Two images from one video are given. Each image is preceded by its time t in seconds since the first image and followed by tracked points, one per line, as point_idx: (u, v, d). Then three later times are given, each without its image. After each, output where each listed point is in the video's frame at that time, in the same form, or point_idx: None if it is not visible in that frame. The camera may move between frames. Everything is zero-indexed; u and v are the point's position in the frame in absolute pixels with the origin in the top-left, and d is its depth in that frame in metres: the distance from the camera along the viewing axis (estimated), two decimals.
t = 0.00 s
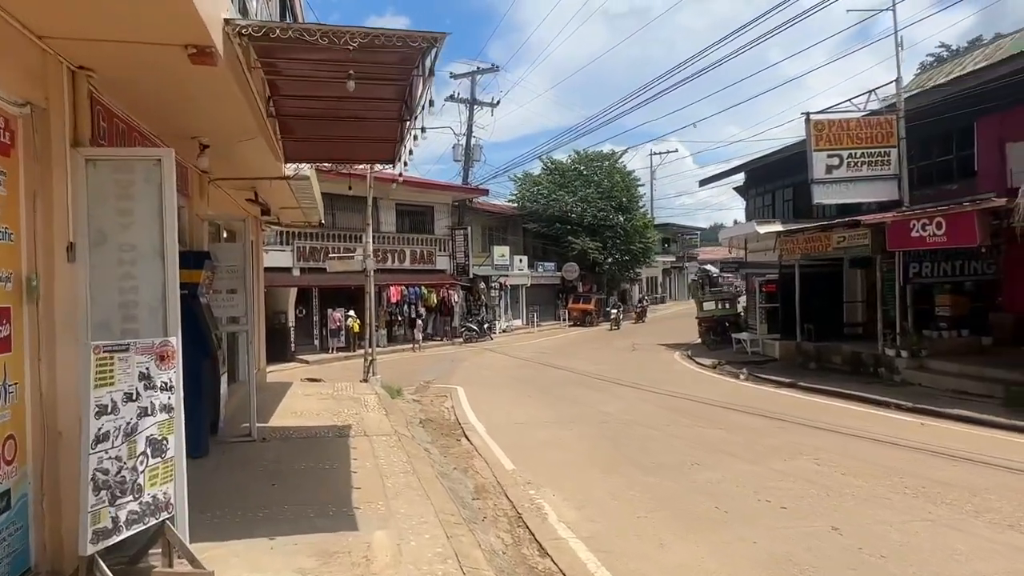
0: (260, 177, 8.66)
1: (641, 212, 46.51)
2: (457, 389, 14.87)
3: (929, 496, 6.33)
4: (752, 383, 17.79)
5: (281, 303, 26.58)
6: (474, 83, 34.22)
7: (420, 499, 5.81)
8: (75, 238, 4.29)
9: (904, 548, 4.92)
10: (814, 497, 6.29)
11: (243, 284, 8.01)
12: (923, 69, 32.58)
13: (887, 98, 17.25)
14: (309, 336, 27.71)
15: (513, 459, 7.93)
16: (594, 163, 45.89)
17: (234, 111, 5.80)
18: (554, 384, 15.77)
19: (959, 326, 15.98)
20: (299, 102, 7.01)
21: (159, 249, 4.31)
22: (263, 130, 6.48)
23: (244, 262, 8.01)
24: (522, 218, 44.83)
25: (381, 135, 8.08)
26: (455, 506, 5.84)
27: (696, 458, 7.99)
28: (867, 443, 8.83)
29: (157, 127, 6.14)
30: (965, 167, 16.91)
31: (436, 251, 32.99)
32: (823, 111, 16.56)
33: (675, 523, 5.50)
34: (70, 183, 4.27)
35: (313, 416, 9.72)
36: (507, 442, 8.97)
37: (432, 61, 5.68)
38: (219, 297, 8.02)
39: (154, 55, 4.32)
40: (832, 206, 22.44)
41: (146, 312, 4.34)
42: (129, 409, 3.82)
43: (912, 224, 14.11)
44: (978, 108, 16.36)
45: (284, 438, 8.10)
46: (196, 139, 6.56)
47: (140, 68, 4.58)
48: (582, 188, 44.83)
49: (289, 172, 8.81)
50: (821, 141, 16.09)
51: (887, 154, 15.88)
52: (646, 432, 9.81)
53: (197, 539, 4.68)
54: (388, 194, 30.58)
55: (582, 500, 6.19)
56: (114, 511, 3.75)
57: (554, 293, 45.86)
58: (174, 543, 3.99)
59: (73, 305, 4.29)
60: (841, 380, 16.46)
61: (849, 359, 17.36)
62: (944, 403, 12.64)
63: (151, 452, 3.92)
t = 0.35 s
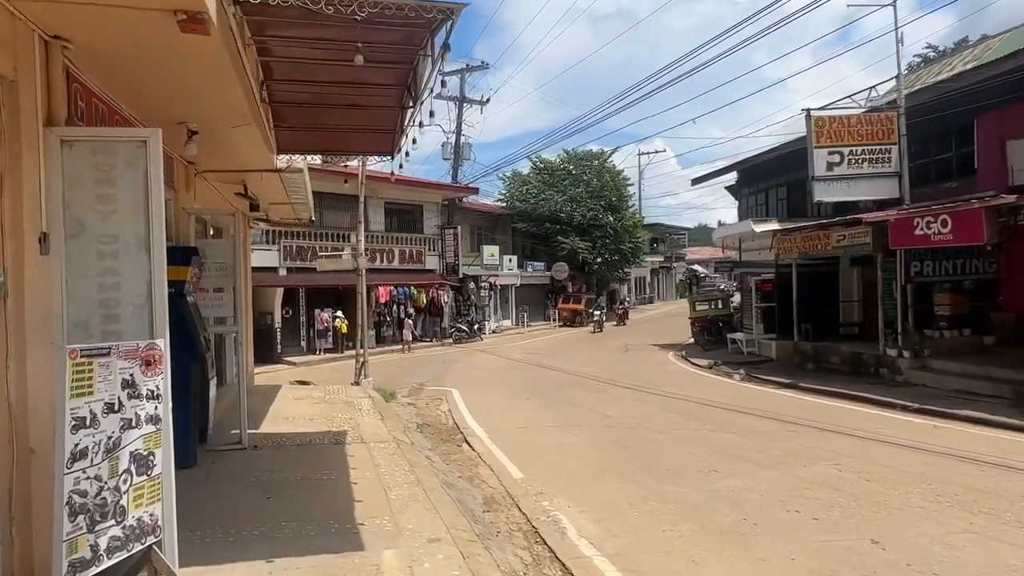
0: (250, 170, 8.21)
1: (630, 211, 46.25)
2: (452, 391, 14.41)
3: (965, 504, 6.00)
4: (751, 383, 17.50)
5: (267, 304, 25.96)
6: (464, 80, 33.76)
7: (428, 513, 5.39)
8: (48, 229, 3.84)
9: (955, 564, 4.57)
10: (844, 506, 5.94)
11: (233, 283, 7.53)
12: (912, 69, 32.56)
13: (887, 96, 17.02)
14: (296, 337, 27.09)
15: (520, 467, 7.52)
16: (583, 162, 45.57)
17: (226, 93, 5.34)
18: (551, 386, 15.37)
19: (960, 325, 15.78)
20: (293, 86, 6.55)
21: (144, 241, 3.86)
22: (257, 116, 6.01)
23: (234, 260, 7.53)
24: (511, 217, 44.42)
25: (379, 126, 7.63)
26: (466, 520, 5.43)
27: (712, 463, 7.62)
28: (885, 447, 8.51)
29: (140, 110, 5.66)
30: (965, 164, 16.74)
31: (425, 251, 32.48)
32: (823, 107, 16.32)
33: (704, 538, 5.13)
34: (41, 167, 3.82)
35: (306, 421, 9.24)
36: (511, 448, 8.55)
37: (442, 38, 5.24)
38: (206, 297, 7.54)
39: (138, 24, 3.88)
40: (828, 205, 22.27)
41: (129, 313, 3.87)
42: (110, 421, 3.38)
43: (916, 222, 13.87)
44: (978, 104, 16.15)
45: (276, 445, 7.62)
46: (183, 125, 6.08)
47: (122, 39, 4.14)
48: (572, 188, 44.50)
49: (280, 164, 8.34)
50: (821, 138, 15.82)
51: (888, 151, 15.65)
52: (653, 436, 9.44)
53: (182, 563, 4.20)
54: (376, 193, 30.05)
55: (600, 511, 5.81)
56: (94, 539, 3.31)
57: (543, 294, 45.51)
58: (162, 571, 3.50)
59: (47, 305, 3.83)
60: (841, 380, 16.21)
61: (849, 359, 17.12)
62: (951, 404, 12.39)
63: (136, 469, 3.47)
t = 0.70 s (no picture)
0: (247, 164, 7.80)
1: (624, 211, 45.97)
2: (452, 394, 14.02)
3: (1011, 516, 5.67)
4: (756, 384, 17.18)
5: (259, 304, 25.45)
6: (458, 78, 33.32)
7: (445, 531, 4.99)
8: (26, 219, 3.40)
9: None
10: (885, 519, 5.60)
11: (228, 282, 7.10)
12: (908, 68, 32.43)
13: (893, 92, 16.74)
14: (288, 339, 26.56)
15: (534, 476, 7.14)
16: (577, 162, 45.22)
17: (223, 76, 4.92)
18: (553, 387, 14.99)
19: (967, 325, 15.48)
20: (294, 72, 6.14)
21: (136, 235, 3.45)
22: (256, 103, 5.59)
23: (229, 257, 7.09)
24: (505, 217, 44.02)
25: (383, 117, 7.22)
26: (485, 538, 5.03)
27: (734, 471, 7.26)
28: (910, 452, 8.19)
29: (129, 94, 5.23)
30: (971, 162, 16.51)
31: (419, 250, 32.03)
32: (829, 104, 16.03)
33: (743, 557, 4.77)
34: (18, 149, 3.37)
35: (304, 428, 8.80)
36: (521, 456, 8.17)
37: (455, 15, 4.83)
38: (200, 297, 7.09)
39: None
40: (829, 204, 22.03)
41: (118, 314, 3.46)
42: (96, 439, 2.96)
43: (927, 220, 13.60)
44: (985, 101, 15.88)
45: (275, 454, 7.19)
46: (176, 111, 5.65)
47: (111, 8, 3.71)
48: (566, 187, 44.16)
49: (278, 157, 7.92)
50: (828, 134, 15.52)
51: (895, 148, 15.35)
52: (666, 441, 9.08)
53: None
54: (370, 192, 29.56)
55: (627, 526, 5.43)
56: None
57: (538, 294, 45.17)
58: None
59: (24, 305, 3.39)
60: (848, 381, 15.93)
61: (855, 360, 16.85)
62: (965, 406, 12.11)
63: (126, 492, 3.04)
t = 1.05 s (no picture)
0: (245, 152, 7.36)
1: (624, 209, 45.56)
2: (457, 395, 13.55)
3: None
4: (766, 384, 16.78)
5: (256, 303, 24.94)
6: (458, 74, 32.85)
7: (465, 549, 4.53)
8: None
9: None
10: (940, 532, 5.16)
11: (226, 277, 6.62)
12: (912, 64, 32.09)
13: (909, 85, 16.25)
14: (285, 338, 26.07)
15: (554, 485, 6.68)
16: (577, 159, 44.86)
17: (220, 47, 4.43)
18: (560, 388, 14.54)
19: (984, 324, 15.08)
20: (296, 49, 5.66)
21: (123, 218, 3.02)
22: (256, 80, 5.10)
23: (227, 250, 6.61)
24: (504, 215, 43.60)
25: (391, 100, 6.74)
26: (510, 557, 4.57)
27: (765, 478, 6.83)
28: (947, 457, 7.76)
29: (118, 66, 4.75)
30: (987, 157, 16.08)
31: (418, 248, 31.53)
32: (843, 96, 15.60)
33: None
34: None
35: (306, 432, 8.32)
36: (537, 461, 7.71)
37: None
38: (196, 293, 6.61)
39: None
40: (838, 200, 21.62)
41: (101, 310, 3.00)
42: (73, 457, 2.50)
43: (946, 214, 13.20)
44: (1005, 94, 15.39)
45: (276, 462, 6.72)
46: (170, 87, 5.17)
47: None
48: (566, 185, 43.69)
49: (279, 144, 7.45)
50: (842, 127, 15.11)
51: (910, 142, 14.92)
52: (687, 445, 8.63)
53: None
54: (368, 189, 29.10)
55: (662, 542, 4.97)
56: None
57: (537, 293, 44.71)
58: None
59: None
60: (861, 381, 15.53)
61: (868, 359, 16.45)
62: (988, 407, 11.70)
63: (110, 518, 2.59)
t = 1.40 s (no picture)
0: (249, 139, 6.93)
1: (628, 206, 45.12)
2: (466, 396, 13.11)
3: None
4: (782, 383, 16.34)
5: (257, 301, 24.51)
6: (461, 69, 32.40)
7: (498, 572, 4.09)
8: None
9: None
10: (1012, 550, 4.73)
11: (229, 271, 6.16)
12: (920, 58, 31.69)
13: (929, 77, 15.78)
14: (286, 336, 25.64)
15: (580, 494, 6.24)
16: (580, 155, 44.44)
17: (225, 15, 3.97)
18: (572, 389, 14.10)
19: (1007, 322, 14.66)
20: (306, 24, 5.18)
21: (114, 196, 2.58)
22: (264, 56, 4.64)
23: (231, 243, 6.17)
24: (507, 212, 43.16)
25: (405, 82, 6.27)
26: None
27: (806, 487, 6.39)
28: (993, 462, 7.32)
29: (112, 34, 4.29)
30: (1008, 150, 15.59)
31: (421, 245, 31.04)
32: (863, 87, 15.12)
33: None
34: None
35: (312, 437, 7.85)
36: (559, 467, 7.28)
37: None
38: (197, 289, 6.17)
39: None
40: (852, 195, 21.25)
41: (90, 304, 2.57)
42: (55, 485, 2.06)
43: (973, 208, 12.79)
44: None
45: (284, 470, 6.26)
46: (168, 61, 4.71)
47: None
48: (569, 181, 43.20)
49: (285, 129, 6.99)
50: (862, 119, 14.65)
51: (933, 134, 14.41)
52: (715, 449, 8.19)
53: None
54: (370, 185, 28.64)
55: (711, 562, 4.53)
56: None
57: (540, 291, 44.21)
58: None
59: None
60: (881, 380, 15.09)
61: (886, 358, 16.01)
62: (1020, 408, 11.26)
63: (98, 556, 2.19)
